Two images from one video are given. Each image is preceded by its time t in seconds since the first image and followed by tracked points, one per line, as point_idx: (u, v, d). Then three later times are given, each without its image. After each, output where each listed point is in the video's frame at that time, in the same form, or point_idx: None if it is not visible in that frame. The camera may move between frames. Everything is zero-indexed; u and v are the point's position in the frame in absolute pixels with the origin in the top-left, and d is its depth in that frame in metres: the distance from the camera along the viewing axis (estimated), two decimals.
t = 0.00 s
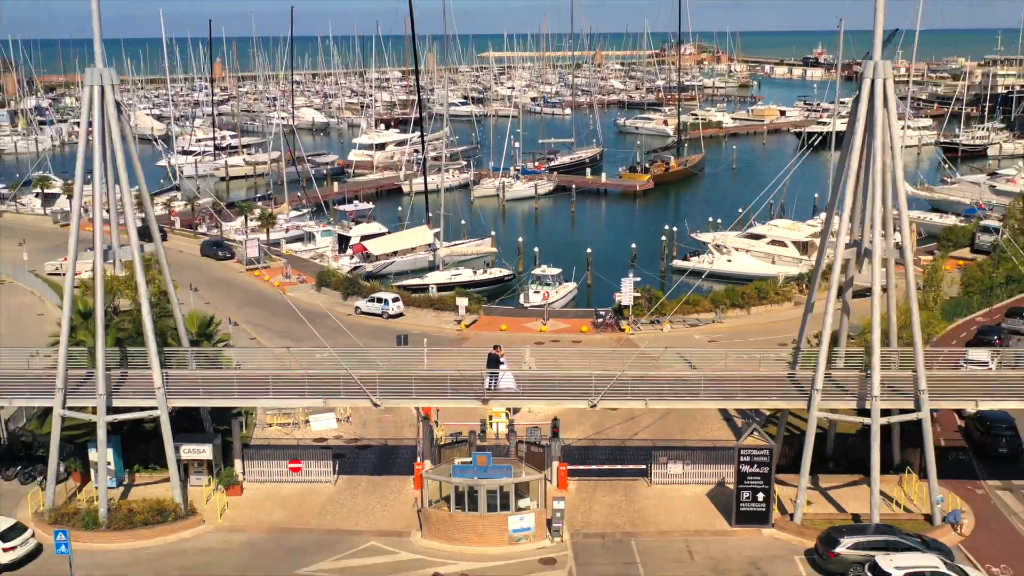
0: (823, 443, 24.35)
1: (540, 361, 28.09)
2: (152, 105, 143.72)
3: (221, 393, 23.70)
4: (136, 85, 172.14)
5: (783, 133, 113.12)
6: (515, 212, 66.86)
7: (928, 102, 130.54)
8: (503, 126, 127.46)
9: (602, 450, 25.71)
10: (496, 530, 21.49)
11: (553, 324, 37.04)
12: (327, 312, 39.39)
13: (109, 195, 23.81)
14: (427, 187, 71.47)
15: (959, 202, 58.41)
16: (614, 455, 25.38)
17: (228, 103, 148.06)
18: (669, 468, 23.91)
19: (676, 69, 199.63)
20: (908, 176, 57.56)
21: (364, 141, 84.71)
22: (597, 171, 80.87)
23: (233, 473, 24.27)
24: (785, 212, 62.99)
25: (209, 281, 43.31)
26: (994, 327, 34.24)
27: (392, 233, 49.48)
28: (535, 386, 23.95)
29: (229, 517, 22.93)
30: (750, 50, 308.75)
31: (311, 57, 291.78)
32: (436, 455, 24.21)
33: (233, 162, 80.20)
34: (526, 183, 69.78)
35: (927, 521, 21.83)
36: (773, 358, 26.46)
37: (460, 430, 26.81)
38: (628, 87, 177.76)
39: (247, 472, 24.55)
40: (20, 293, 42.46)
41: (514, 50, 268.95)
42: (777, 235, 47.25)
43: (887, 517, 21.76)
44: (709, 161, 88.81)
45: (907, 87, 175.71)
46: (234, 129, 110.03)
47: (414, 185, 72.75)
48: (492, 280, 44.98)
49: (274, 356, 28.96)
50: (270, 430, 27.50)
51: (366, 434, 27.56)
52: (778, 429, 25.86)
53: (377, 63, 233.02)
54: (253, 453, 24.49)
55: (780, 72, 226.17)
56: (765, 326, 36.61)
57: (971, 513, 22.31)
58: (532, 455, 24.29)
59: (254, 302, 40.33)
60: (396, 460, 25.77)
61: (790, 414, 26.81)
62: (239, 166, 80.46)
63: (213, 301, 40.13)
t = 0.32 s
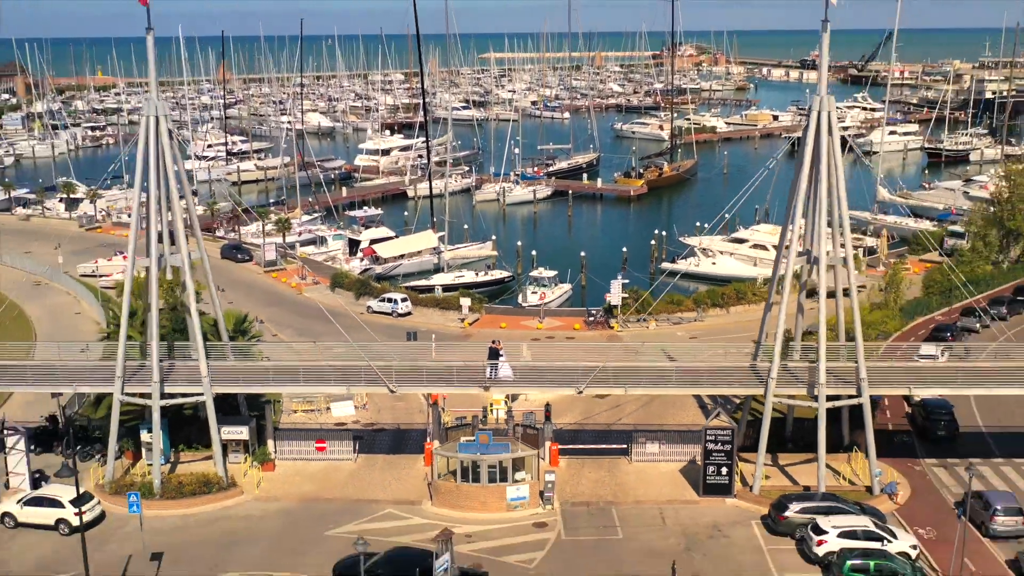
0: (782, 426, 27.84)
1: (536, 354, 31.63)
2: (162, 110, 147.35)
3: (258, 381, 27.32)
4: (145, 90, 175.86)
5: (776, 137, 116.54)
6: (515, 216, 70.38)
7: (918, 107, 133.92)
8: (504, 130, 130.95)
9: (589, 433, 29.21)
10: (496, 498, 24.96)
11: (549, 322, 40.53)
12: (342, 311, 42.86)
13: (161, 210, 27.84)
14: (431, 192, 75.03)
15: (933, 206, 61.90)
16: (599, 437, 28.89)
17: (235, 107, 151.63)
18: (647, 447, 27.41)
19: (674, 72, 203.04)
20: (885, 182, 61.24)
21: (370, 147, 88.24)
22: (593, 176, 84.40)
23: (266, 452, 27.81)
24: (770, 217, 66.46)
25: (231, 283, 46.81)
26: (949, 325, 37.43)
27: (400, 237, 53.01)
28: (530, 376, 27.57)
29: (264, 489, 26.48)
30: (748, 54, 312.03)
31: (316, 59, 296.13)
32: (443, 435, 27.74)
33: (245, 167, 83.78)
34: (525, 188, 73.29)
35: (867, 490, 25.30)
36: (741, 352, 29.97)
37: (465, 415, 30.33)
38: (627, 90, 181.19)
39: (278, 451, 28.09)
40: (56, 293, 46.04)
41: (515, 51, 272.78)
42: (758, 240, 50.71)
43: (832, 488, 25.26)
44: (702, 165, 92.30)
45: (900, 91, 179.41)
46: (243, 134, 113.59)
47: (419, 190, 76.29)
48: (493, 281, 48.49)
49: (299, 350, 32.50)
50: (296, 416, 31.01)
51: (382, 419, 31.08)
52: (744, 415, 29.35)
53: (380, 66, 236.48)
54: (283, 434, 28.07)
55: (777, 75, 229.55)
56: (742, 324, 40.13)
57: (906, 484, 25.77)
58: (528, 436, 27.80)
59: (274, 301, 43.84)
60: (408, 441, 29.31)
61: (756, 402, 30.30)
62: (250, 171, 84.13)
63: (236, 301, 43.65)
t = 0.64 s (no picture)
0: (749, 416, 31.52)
1: (531, 352, 35.28)
2: (171, 115, 150.98)
3: (287, 376, 31.01)
4: (153, 96, 179.58)
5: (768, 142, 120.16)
6: (514, 222, 74.07)
7: (908, 113, 137.52)
8: (504, 135, 134.59)
9: (578, 422, 32.87)
10: (496, 478, 28.58)
11: (545, 323, 44.18)
12: (354, 312, 46.49)
13: (202, 225, 31.62)
14: (435, 199, 78.70)
15: (909, 213, 65.48)
16: (587, 426, 32.56)
17: (242, 112, 155.29)
18: (629, 435, 31.07)
19: (672, 75, 206.66)
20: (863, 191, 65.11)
21: (375, 154, 91.89)
22: (590, 182, 88.05)
23: (292, 440, 31.52)
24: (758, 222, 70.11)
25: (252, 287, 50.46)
26: (909, 326, 40.76)
27: (406, 244, 56.68)
28: (527, 373, 31.23)
29: (292, 471, 30.20)
30: (745, 57, 315.77)
31: (319, 62, 299.93)
32: (449, 424, 31.42)
33: (256, 173, 87.44)
34: (524, 195, 76.94)
35: (820, 472, 28.93)
36: (714, 351, 33.63)
37: (468, 407, 34.01)
38: (625, 94, 184.75)
39: (303, 437, 31.82)
40: (89, 296, 49.72)
41: (516, 52, 276.32)
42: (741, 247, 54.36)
43: (789, 469, 28.93)
44: (695, 172, 95.99)
45: (894, 95, 182.91)
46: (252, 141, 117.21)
47: (423, 197, 79.95)
48: (494, 285, 52.16)
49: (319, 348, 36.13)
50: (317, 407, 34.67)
51: (394, 411, 34.79)
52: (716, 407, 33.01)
53: (382, 70, 240.24)
54: (308, 423, 31.79)
55: (773, 78, 233.27)
56: (722, 325, 43.81)
57: (854, 465, 29.42)
58: (524, 424, 31.47)
59: (292, 304, 47.43)
60: (418, 430, 33.03)
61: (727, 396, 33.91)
62: (261, 177, 87.79)
63: (257, 304, 47.30)
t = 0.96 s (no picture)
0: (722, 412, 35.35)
1: (528, 355, 39.11)
2: (179, 122, 154.87)
3: (310, 375, 34.88)
4: (161, 102, 183.40)
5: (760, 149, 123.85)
6: (514, 229, 77.92)
7: (898, 120, 141.25)
8: (503, 141, 138.41)
9: (569, 417, 36.69)
10: (496, 466, 32.39)
11: (541, 327, 48.02)
12: (365, 316, 50.30)
13: (236, 242, 35.64)
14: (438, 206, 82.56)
15: (886, 222, 69.27)
16: (577, 420, 36.37)
17: (249, 118, 159.14)
18: (614, 429, 34.90)
19: (669, 79, 210.31)
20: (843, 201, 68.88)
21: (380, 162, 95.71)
22: (586, 189, 91.83)
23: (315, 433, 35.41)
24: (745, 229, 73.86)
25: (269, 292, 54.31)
26: (875, 329, 44.59)
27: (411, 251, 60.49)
28: (523, 374, 35.06)
29: (315, 460, 34.03)
30: (743, 59, 319.23)
31: (323, 65, 304.07)
32: (454, 419, 35.27)
33: (266, 181, 91.28)
34: (523, 203, 80.77)
35: (783, 461, 32.76)
36: (692, 354, 37.42)
37: (471, 403, 37.87)
38: (623, 98, 188.57)
39: (324, 430, 35.71)
40: (118, 301, 53.58)
41: (516, 55, 280.19)
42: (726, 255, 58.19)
43: (755, 459, 32.75)
44: (688, 179, 99.78)
45: (886, 100, 186.63)
46: (259, 148, 121.03)
47: (426, 204, 83.78)
48: (494, 291, 56.01)
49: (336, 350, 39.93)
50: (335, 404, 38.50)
51: (404, 406, 38.63)
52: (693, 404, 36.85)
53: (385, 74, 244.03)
54: (328, 418, 35.69)
55: (769, 81, 237.12)
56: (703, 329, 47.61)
57: (812, 455, 33.27)
58: (520, 419, 35.32)
59: (307, 308, 51.30)
60: (426, 425, 36.85)
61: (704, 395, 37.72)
62: (271, 184, 91.66)
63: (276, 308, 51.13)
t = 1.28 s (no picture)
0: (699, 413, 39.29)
1: (525, 360, 43.04)
2: (187, 128, 158.83)
3: (329, 378, 38.81)
4: (169, 108, 187.24)
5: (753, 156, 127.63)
6: (514, 237, 81.85)
7: (888, 127, 145.03)
8: (504, 148, 142.34)
9: (561, 417, 40.63)
10: (497, 460, 36.29)
11: (538, 333, 51.99)
12: (375, 322, 54.24)
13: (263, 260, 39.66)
14: (441, 215, 86.51)
15: (865, 231, 73.03)
16: (569, 421, 40.28)
17: (255, 124, 163.04)
18: (603, 427, 38.82)
19: (667, 83, 214.08)
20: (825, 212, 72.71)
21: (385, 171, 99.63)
22: (583, 197, 95.74)
23: (333, 431, 39.37)
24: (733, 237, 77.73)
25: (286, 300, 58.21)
26: (845, 336, 48.41)
27: (417, 261, 64.41)
28: (520, 377, 38.97)
29: (334, 454, 37.97)
30: (740, 62, 322.79)
31: (325, 69, 308.16)
32: (459, 419, 39.18)
33: (276, 190, 95.12)
34: (522, 212, 84.67)
35: (752, 455, 36.69)
36: (673, 359, 41.34)
37: (473, 403, 41.84)
38: (621, 104, 192.36)
39: (342, 428, 39.72)
40: (144, 308, 57.45)
41: (516, 60, 284.04)
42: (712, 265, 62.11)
43: (728, 453, 36.67)
44: (682, 187, 103.61)
45: (879, 106, 190.47)
46: (267, 155, 124.91)
47: (430, 212, 87.68)
48: (494, 298, 59.98)
49: (350, 354, 43.88)
50: (350, 403, 42.43)
51: (412, 406, 42.58)
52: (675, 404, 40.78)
53: (387, 79, 247.91)
54: (346, 417, 39.67)
55: (766, 85, 240.94)
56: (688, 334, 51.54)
57: (779, 450, 37.17)
58: (519, 418, 39.26)
59: (321, 315, 55.21)
60: (433, 423, 40.77)
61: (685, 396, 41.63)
62: (281, 193, 95.56)
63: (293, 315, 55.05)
